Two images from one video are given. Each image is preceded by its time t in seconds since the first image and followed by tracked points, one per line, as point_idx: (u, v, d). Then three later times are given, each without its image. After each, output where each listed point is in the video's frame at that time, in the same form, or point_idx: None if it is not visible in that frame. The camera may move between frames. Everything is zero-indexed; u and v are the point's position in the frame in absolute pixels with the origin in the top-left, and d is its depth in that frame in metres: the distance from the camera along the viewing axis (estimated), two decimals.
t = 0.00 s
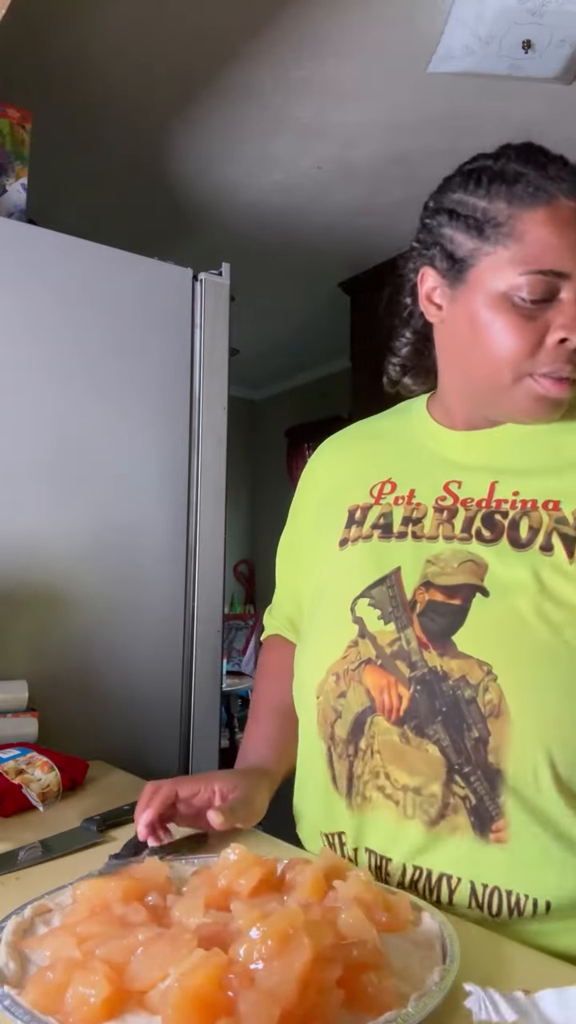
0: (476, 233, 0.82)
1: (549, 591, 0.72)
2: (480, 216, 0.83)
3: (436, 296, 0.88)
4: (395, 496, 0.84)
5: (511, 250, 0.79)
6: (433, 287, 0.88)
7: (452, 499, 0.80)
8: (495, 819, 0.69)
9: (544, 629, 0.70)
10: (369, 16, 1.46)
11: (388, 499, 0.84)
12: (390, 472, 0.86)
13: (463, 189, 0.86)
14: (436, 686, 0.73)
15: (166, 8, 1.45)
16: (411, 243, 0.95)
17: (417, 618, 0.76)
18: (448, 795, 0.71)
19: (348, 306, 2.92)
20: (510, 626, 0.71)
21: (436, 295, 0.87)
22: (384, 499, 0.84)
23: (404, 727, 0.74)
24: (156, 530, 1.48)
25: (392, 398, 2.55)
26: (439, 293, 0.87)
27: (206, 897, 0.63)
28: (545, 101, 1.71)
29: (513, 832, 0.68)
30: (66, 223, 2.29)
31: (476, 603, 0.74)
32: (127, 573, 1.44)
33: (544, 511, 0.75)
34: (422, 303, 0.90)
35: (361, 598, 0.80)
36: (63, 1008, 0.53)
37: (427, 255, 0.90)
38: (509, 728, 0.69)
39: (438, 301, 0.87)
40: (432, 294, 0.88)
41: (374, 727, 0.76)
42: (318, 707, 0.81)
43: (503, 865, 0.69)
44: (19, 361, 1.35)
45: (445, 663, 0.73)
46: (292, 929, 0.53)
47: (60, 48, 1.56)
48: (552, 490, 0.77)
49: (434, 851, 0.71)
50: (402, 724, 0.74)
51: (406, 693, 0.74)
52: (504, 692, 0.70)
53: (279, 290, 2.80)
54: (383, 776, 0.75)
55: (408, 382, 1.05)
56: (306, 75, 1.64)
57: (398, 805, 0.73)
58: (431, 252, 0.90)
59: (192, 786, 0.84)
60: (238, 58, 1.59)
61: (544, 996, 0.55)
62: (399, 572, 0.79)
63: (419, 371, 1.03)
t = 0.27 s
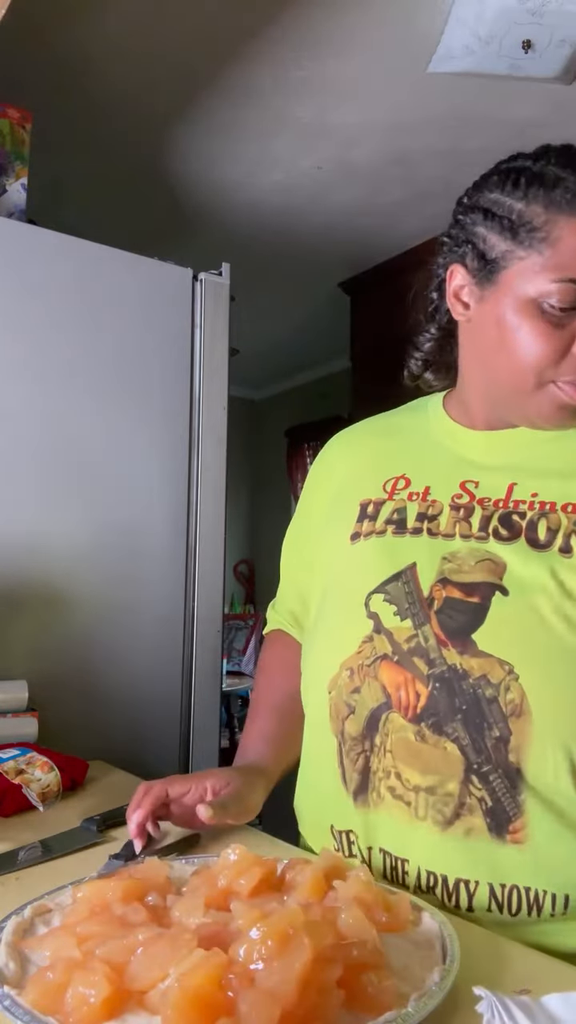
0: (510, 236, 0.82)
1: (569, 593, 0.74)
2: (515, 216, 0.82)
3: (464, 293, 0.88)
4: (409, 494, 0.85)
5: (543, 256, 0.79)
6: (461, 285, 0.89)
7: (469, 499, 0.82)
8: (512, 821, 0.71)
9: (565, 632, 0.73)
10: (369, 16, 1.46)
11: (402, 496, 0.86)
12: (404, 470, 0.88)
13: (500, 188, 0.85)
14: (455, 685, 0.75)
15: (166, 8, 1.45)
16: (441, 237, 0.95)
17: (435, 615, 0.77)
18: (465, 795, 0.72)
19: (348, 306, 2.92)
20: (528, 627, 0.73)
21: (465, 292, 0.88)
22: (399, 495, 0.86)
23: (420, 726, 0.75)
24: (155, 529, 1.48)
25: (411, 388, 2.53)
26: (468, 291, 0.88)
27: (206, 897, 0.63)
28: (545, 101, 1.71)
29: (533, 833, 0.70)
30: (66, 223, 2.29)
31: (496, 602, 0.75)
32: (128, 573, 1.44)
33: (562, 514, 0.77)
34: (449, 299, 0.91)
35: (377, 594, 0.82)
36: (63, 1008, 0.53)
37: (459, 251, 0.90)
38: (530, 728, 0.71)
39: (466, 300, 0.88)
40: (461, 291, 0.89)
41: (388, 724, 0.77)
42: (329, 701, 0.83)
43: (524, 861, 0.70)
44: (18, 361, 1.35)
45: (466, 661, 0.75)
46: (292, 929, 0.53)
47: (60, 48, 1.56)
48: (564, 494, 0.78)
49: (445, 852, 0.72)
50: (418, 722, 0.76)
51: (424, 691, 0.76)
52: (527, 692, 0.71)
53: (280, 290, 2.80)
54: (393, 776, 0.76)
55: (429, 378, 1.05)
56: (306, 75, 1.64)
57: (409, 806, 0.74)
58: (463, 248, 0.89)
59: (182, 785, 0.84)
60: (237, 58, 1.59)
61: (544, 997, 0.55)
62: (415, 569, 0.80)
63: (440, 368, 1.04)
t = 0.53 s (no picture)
0: (539, 239, 0.83)
1: None
2: (545, 221, 0.82)
3: (487, 292, 0.88)
4: (421, 489, 0.85)
5: (571, 262, 0.79)
6: (485, 285, 0.89)
7: (482, 496, 0.82)
8: (519, 816, 0.71)
9: None
10: (369, 16, 1.46)
11: (414, 490, 0.86)
12: (416, 465, 0.88)
13: (532, 190, 0.85)
14: (470, 679, 0.75)
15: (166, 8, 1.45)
16: (468, 233, 0.95)
17: (449, 610, 0.78)
18: (474, 787, 0.73)
19: (348, 306, 2.92)
20: (542, 621, 0.74)
21: (488, 291, 0.88)
22: (411, 489, 0.86)
23: (432, 719, 0.76)
24: (154, 529, 1.48)
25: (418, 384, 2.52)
26: (491, 291, 0.88)
27: (206, 898, 0.63)
28: (546, 101, 1.70)
29: (539, 827, 0.71)
30: (66, 223, 2.29)
31: (508, 599, 0.76)
32: (127, 573, 1.44)
33: None
34: (472, 297, 0.91)
35: (387, 587, 0.82)
36: (62, 1008, 0.53)
37: (486, 251, 0.90)
38: (543, 722, 0.72)
39: (489, 300, 0.88)
40: (485, 290, 0.89)
41: (400, 717, 0.77)
42: (338, 693, 0.82)
43: (531, 855, 0.71)
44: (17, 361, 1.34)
45: (480, 657, 0.75)
46: (292, 929, 0.53)
47: (59, 48, 1.56)
48: None
49: (447, 843, 0.73)
50: (431, 715, 0.76)
51: (437, 685, 0.76)
52: (541, 688, 0.72)
53: (280, 290, 2.80)
54: (404, 768, 0.76)
55: (445, 374, 1.04)
56: (306, 75, 1.64)
57: (421, 798, 0.75)
58: (490, 248, 0.90)
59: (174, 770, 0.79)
60: (237, 58, 1.59)
61: (543, 996, 0.55)
62: (429, 564, 0.81)
63: (457, 364, 1.03)
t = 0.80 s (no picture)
0: (545, 242, 0.82)
1: None
2: (552, 224, 0.82)
3: (493, 292, 0.88)
4: (422, 485, 0.86)
5: None
6: (491, 285, 0.89)
7: (483, 492, 0.82)
8: (517, 810, 0.71)
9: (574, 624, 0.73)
10: (370, 16, 1.46)
11: (415, 486, 0.86)
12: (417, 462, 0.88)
13: (541, 192, 0.85)
14: (467, 672, 0.76)
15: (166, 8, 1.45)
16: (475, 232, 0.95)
17: (447, 604, 0.78)
18: (472, 781, 0.73)
19: (348, 306, 2.92)
20: (539, 618, 0.74)
21: (494, 292, 0.88)
22: (411, 485, 0.86)
23: (429, 711, 0.76)
24: (154, 530, 1.48)
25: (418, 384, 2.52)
26: (496, 292, 0.88)
27: (205, 898, 0.62)
28: (546, 101, 1.70)
29: (538, 821, 0.71)
30: (66, 223, 2.29)
31: (508, 595, 0.76)
32: (127, 573, 1.44)
33: None
34: (477, 297, 0.91)
35: (385, 581, 0.82)
36: (63, 1008, 0.53)
37: (493, 251, 0.90)
38: (541, 717, 0.72)
39: (494, 300, 0.88)
40: (490, 290, 0.89)
41: (397, 710, 0.78)
42: (334, 686, 0.83)
43: (532, 849, 0.71)
44: (17, 361, 1.34)
45: (478, 650, 0.76)
46: (292, 929, 0.53)
47: (59, 48, 1.56)
48: None
49: (444, 836, 0.73)
50: (427, 708, 0.76)
51: (435, 678, 0.77)
52: (540, 681, 0.72)
53: (281, 290, 2.80)
54: (397, 762, 0.76)
55: (450, 373, 1.05)
56: (306, 75, 1.64)
57: (414, 791, 0.75)
58: (497, 248, 0.90)
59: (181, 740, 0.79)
60: (237, 58, 1.59)
61: (543, 996, 0.55)
62: (427, 558, 0.81)
63: (461, 363, 1.03)
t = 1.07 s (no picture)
0: (530, 251, 0.82)
1: None
2: (538, 233, 0.81)
3: (478, 298, 0.88)
4: (418, 490, 0.86)
5: (561, 277, 0.78)
6: (477, 290, 0.89)
7: (480, 495, 0.83)
8: (530, 813, 0.71)
9: None
10: (369, 16, 1.46)
11: (410, 491, 0.86)
12: (411, 466, 0.88)
13: (527, 200, 0.84)
14: (482, 673, 0.75)
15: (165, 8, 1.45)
16: (461, 236, 0.95)
17: (457, 605, 0.78)
18: (483, 787, 0.72)
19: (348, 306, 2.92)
20: (549, 616, 0.74)
21: (479, 297, 0.88)
22: (406, 490, 0.86)
23: (443, 712, 0.75)
24: (154, 530, 1.48)
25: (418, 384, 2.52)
26: (482, 297, 0.88)
27: (205, 898, 0.63)
28: (546, 101, 1.70)
29: (549, 824, 0.71)
30: (66, 222, 2.29)
31: (517, 594, 0.76)
32: (127, 573, 1.44)
33: None
34: (463, 302, 0.91)
35: (389, 587, 0.82)
36: (63, 1008, 0.53)
37: (479, 256, 0.90)
38: (559, 717, 0.72)
39: (480, 306, 0.88)
40: (475, 295, 0.89)
41: (408, 713, 0.77)
42: (341, 690, 0.82)
43: (538, 860, 0.71)
44: (18, 361, 1.34)
45: (492, 651, 0.75)
46: (292, 929, 0.53)
47: (59, 48, 1.56)
48: None
49: (461, 839, 0.73)
50: (441, 710, 0.76)
51: (448, 679, 0.76)
52: (556, 679, 0.72)
53: (281, 290, 2.80)
54: (410, 765, 0.76)
55: (438, 374, 1.05)
56: (306, 75, 1.64)
57: (429, 791, 0.75)
58: (483, 254, 0.89)
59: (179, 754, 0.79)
60: (237, 58, 1.59)
61: (543, 997, 0.55)
62: (429, 561, 0.81)
63: (449, 364, 1.03)
